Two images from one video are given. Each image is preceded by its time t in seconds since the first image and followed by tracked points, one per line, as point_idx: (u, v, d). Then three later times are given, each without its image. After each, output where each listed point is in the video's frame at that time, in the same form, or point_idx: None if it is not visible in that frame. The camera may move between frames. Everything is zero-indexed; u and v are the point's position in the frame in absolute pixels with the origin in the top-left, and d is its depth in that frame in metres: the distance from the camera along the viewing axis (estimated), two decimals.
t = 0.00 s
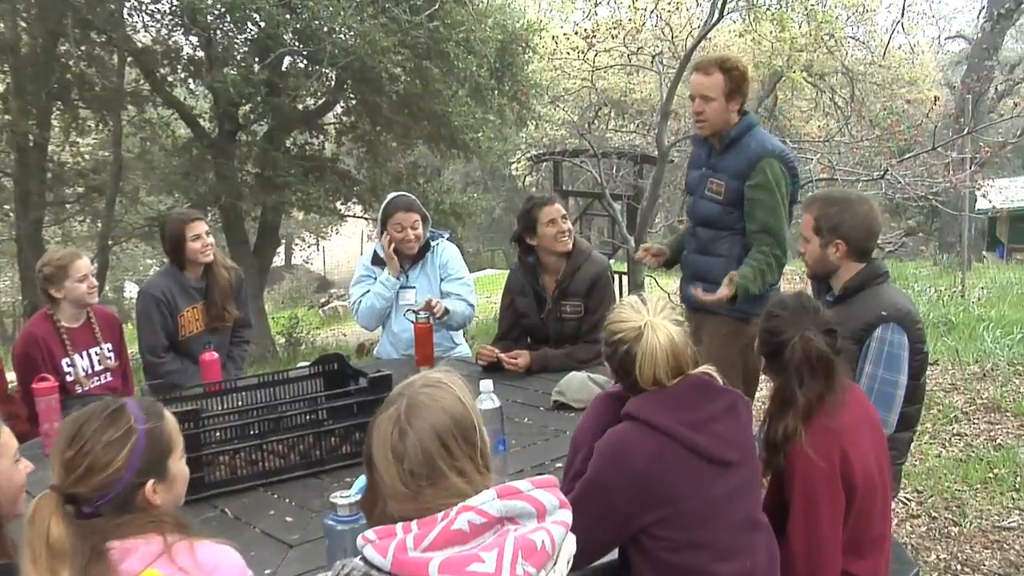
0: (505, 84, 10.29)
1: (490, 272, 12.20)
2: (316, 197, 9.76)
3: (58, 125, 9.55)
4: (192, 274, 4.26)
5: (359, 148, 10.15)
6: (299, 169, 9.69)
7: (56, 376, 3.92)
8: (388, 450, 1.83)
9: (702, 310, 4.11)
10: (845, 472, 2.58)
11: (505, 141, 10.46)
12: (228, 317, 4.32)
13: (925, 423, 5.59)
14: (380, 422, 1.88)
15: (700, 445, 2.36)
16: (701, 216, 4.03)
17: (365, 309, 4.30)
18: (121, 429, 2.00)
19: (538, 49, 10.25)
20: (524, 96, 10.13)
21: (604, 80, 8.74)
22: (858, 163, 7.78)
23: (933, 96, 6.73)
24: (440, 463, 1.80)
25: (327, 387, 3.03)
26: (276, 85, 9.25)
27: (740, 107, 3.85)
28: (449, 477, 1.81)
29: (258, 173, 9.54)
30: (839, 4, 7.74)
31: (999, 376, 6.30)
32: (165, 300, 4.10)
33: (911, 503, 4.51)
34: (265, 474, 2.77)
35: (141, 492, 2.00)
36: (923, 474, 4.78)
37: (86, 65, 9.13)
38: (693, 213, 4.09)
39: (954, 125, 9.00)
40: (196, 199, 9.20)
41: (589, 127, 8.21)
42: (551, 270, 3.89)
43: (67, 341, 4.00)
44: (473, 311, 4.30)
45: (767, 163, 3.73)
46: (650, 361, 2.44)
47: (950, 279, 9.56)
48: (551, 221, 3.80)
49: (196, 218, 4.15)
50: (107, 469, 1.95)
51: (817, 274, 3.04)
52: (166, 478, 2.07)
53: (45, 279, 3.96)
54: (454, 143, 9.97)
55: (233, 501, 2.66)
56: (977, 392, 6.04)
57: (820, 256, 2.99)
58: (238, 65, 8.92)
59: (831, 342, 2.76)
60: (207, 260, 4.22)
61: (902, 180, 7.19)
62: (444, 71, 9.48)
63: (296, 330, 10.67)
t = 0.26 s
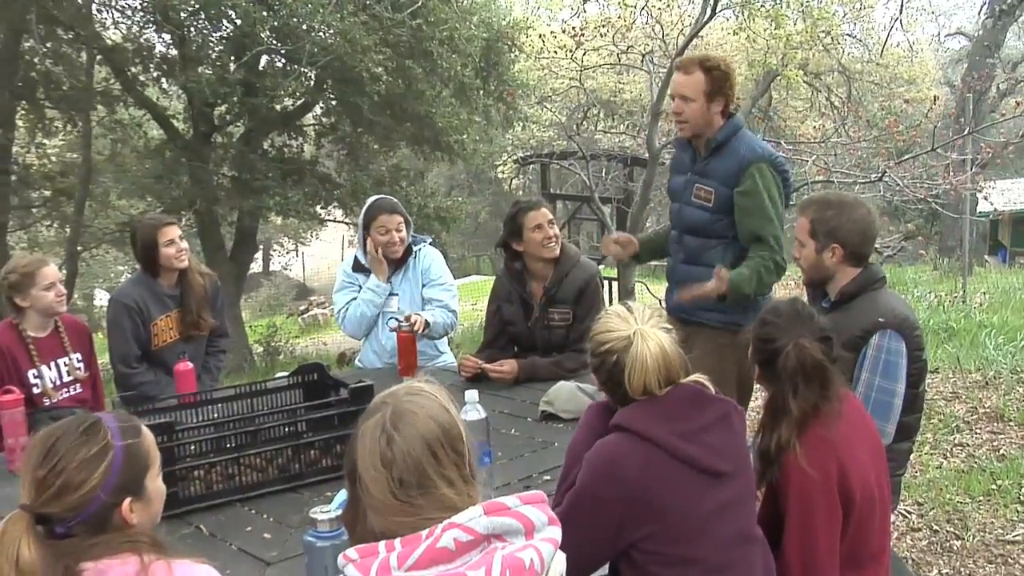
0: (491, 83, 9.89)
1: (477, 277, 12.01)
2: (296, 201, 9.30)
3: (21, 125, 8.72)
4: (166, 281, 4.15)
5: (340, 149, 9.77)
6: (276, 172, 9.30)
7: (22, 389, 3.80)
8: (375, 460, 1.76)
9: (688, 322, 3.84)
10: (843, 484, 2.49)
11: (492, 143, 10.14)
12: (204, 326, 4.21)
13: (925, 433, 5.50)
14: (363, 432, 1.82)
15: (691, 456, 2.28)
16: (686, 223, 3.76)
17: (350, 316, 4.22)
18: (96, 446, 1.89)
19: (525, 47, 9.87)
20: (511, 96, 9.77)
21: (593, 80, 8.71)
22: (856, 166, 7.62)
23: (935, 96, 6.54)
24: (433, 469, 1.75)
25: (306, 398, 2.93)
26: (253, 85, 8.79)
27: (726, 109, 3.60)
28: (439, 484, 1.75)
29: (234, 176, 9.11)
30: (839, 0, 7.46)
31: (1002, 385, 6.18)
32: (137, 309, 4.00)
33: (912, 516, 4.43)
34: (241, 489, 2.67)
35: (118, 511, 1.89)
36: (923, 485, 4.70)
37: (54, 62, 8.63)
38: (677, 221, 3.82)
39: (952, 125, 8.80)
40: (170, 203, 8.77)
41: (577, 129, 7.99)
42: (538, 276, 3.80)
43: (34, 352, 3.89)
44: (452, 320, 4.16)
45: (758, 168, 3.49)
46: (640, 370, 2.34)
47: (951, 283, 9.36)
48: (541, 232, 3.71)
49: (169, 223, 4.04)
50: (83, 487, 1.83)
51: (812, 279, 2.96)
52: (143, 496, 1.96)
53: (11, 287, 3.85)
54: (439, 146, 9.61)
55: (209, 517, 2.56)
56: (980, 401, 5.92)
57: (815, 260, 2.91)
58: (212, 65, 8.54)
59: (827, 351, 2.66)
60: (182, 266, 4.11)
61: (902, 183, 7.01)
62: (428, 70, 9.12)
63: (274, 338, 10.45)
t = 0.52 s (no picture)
0: (476, 83, 9.30)
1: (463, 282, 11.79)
2: (275, 205, 8.71)
3: None
4: (138, 289, 4.04)
5: (319, 152, 9.20)
6: (253, 175, 8.72)
7: None
8: (363, 469, 1.72)
9: (681, 330, 3.69)
10: (839, 497, 2.40)
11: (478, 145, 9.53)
12: (178, 334, 4.10)
13: (926, 442, 5.39)
14: (348, 442, 1.78)
15: (683, 467, 2.20)
16: (682, 230, 3.63)
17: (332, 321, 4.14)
18: (83, 451, 1.80)
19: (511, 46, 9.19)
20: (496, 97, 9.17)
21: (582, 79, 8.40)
22: (853, 167, 7.51)
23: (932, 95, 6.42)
24: (423, 476, 1.72)
25: (285, 409, 2.83)
26: (230, 84, 8.34)
27: (723, 111, 3.50)
28: (429, 490, 1.72)
29: (210, 179, 8.59)
30: None
31: (1004, 393, 6.02)
32: (108, 318, 3.89)
33: (912, 529, 4.33)
34: (217, 503, 2.56)
35: (102, 520, 1.79)
36: (924, 497, 4.59)
37: (19, 60, 7.97)
38: (670, 226, 3.68)
39: (954, 124, 8.53)
40: (142, 207, 8.28)
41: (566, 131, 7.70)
42: (525, 282, 3.71)
43: None
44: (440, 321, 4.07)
45: (763, 171, 3.41)
46: (630, 377, 2.28)
47: (953, 288, 9.09)
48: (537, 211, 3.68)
49: (141, 228, 3.93)
50: (68, 493, 1.74)
51: (805, 284, 2.87)
52: (128, 507, 1.86)
53: None
54: (421, 148, 9.10)
55: (182, 534, 2.45)
56: (982, 410, 5.78)
57: (810, 265, 2.81)
58: (188, 63, 8.04)
59: (822, 359, 2.56)
60: (157, 273, 4.00)
61: (901, 184, 6.81)
62: (411, 70, 8.63)
63: (250, 348, 10.17)
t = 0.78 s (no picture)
0: (461, 82, 8.77)
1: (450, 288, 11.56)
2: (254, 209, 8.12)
3: None
4: (111, 297, 3.93)
5: (301, 153, 8.57)
6: (231, 177, 8.04)
7: None
8: (347, 475, 1.66)
9: (673, 338, 3.60)
10: (836, 511, 2.30)
11: (463, 145, 8.87)
12: (153, 343, 3.99)
13: (927, 454, 5.27)
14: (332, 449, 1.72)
15: (675, 479, 2.18)
16: (673, 235, 3.55)
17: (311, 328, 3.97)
18: (86, 464, 1.86)
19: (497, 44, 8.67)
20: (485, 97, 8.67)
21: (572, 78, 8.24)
22: (851, 169, 7.44)
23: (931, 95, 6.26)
24: (409, 484, 1.65)
25: (265, 420, 2.73)
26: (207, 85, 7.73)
27: (714, 112, 3.42)
28: (414, 498, 1.65)
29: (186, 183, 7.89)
30: None
31: (1009, 402, 5.87)
32: (79, 327, 3.79)
33: (914, 544, 4.22)
34: (193, 519, 2.45)
35: (101, 534, 1.84)
36: (927, 510, 4.48)
37: None
38: (661, 231, 3.60)
39: (958, 125, 8.24)
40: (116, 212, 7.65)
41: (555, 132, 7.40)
42: (512, 289, 3.61)
43: None
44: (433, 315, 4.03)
45: (756, 174, 3.34)
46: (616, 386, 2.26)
47: (956, 293, 8.84)
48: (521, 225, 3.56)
49: (113, 233, 3.84)
50: (70, 504, 1.79)
51: (803, 290, 2.77)
52: (125, 524, 1.91)
53: None
54: (405, 150, 8.48)
55: (154, 552, 2.34)
56: (985, 420, 5.66)
57: (808, 271, 2.72)
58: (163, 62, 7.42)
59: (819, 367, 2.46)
60: (131, 280, 3.90)
61: (901, 186, 6.61)
62: (395, 68, 8.10)
63: (229, 356, 9.63)
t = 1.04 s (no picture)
0: (445, 84, 8.20)
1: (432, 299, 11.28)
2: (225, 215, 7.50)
3: None
4: (77, 308, 3.82)
5: (276, 157, 7.94)
6: (204, 183, 7.43)
7: None
8: (324, 497, 1.60)
9: (667, 348, 3.51)
10: (836, 529, 2.20)
11: (444, 150, 8.29)
12: (121, 357, 3.88)
13: (930, 468, 5.12)
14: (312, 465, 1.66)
15: (667, 495, 2.11)
16: (661, 243, 3.46)
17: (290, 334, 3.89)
18: (84, 481, 1.75)
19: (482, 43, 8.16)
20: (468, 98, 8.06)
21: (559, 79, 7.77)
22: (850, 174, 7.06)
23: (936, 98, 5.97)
24: (388, 511, 1.59)
25: (240, 437, 2.61)
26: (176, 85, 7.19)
27: (701, 117, 3.35)
28: (393, 523, 1.60)
29: (155, 189, 7.30)
30: None
31: (1014, 414, 5.65)
32: (43, 339, 3.67)
33: (917, 562, 4.08)
34: (163, 542, 2.33)
35: (94, 557, 1.72)
36: (929, 527, 4.34)
37: None
38: (650, 239, 3.51)
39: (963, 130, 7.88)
40: (79, 220, 7.05)
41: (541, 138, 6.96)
42: (498, 299, 3.51)
43: None
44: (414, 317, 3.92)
45: (744, 180, 3.25)
46: (604, 395, 2.21)
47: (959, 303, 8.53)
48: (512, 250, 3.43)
49: (79, 242, 3.74)
50: (67, 520, 1.68)
51: (806, 299, 2.66)
52: (117, 549, 1.79)
53: None
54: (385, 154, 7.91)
55: None
56: (990, 433, 5.47)
57: (811, 279, 2.61)
58: (129, 61, 6.96)
59: (816, 379, 2.36)
60: (97, 290, 3.79)
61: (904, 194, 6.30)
62: (374, 69, 7.55)
63: (200, 371, 9.11)
